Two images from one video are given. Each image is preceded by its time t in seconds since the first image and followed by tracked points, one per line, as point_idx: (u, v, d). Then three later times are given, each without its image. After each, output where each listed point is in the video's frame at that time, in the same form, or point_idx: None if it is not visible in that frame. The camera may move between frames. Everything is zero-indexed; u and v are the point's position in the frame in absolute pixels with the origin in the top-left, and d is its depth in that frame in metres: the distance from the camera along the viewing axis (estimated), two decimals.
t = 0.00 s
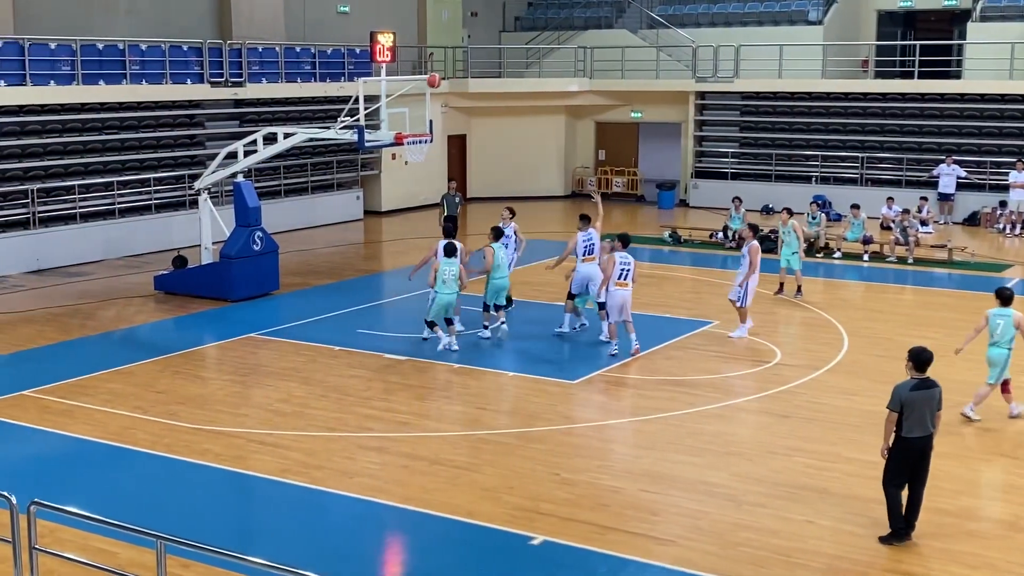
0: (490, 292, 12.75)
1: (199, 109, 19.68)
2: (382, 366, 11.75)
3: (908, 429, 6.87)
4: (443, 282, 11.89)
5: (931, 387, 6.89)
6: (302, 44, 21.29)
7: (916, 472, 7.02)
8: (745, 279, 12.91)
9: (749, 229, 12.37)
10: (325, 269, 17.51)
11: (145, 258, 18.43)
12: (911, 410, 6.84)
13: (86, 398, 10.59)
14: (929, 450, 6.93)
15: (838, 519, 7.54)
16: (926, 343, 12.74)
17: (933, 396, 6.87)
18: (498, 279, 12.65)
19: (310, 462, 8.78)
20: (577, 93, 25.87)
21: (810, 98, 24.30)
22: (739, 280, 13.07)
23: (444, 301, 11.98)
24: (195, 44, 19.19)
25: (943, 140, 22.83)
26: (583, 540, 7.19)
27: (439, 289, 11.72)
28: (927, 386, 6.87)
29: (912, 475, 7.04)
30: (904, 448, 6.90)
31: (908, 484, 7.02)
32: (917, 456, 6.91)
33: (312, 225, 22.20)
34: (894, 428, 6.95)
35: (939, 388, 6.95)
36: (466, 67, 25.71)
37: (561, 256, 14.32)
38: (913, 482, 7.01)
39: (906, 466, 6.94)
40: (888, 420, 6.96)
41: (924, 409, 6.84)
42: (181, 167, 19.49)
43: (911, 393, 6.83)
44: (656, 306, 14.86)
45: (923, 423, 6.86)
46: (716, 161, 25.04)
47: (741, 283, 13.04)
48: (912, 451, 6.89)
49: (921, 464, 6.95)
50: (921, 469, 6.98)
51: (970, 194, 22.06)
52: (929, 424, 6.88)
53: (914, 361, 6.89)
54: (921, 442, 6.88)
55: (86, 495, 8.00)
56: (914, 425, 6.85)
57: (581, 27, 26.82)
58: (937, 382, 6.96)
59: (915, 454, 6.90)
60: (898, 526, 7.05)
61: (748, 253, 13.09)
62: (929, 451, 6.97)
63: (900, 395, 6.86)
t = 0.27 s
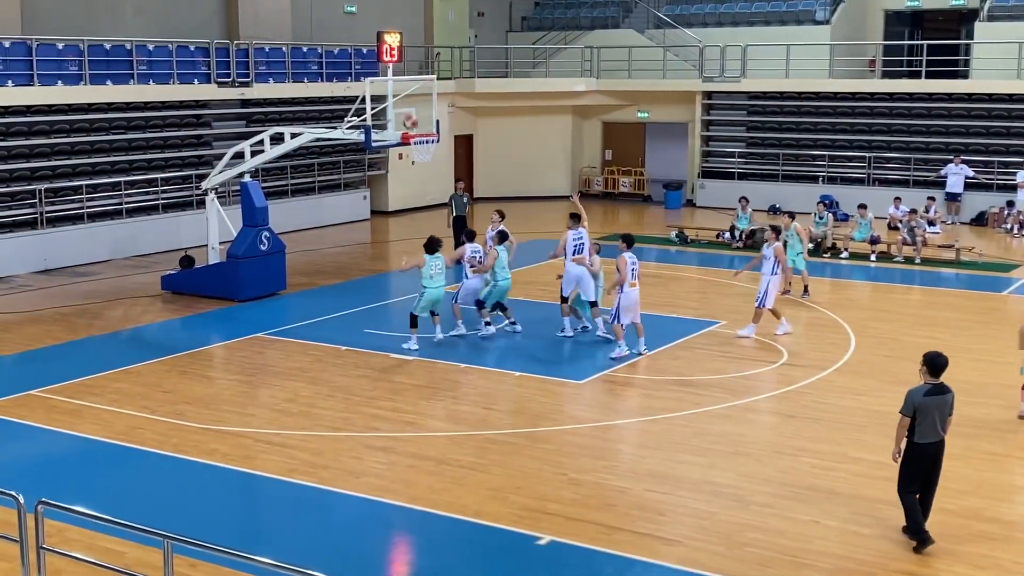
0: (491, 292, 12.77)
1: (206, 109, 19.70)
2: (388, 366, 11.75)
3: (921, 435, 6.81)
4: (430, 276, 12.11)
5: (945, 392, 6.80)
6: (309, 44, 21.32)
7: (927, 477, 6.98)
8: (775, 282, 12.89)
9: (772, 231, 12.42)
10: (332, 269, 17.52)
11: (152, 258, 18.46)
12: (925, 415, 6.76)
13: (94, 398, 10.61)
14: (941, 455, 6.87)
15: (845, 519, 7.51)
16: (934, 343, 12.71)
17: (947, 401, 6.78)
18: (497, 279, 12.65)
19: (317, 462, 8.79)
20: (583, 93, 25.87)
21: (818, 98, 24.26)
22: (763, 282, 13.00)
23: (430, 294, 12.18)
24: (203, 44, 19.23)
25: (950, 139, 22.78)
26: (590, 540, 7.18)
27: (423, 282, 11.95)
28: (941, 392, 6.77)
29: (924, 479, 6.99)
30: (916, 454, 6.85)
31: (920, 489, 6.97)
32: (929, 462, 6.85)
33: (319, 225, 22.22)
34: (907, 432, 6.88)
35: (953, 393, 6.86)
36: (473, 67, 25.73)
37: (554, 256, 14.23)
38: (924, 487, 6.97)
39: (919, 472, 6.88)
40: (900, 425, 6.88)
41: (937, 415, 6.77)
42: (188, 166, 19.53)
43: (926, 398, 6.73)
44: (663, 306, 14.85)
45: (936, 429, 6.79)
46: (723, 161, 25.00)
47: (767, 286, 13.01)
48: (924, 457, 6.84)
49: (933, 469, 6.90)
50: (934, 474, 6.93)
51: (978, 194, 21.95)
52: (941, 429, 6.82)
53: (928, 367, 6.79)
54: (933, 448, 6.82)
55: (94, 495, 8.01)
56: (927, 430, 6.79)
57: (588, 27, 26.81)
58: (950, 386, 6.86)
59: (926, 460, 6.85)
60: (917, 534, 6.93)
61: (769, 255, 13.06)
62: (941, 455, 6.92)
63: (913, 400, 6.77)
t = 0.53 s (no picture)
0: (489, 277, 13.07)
1: (210, 109, 19.72)
2: (392, 366, 11.76)
3: (934, 440, 6.73)
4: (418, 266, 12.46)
5: (957, 396, 6.69)
6: (312, 44, 21.33)
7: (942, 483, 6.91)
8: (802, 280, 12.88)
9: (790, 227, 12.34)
10: (336, 269, 17.53)
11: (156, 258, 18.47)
12: (937, 420, 6.68)
13: (98, 398, 10.62)
14: (953, 460, 6.79)
15: (849, 519, 7.51)
16: (938, 343, 12.69)
17: (960, 406, 6.68)
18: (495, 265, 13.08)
19: (320, 462, 8.79)
20: (587, 93, 25.87)
21: (822, 98, 24.24)
22: (788, 280, 12.95)
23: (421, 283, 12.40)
24: (207, 44, 19.25)
25: (955, 139, 22.74)
26: (593, 540, 7.18)
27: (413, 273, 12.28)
28: (953, 397, 6.66)
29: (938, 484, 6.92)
30: (928, 459, 6.79)
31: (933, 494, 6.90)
32: (942, 467, 6.78)
33: (324, 225, 22.24)
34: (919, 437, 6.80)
35: (965, 397, 6.75)
36: (477, 66, 25.73)
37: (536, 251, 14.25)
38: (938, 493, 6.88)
39: (931, 476, 6.83)
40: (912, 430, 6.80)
41: (950, 420, 6.68)
42: (192, 166, 19.54)
43: (937, 403, 6.64)
44: (666, 307, 14.84)
45: (948, 434, 6.70)
46: (727, 161, 24.98)
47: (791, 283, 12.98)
48: (937, 462, 6.76)
49: (946, 475, 6.82)
50: (947, 480, 6.86)
51: (982, 194, 21.98)
52: (954, 435, 6.72)
53: (940, 371, 6.66)
54: (946, 454, 6.74)
55: (98, 495, 8.02)
56: (940, 435, 6.70)
57: (592, 27, 26.80)
58: (964, 391, 6.75)
59: (938, 466, 6.78)
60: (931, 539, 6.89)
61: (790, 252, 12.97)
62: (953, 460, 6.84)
63: (925, 404, 6.69)
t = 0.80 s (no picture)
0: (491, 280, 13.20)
1: (211, 109, 19.71)
2: (393, 366, 11.76)
3: (947, 444, 6.59)
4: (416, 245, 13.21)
5: (972, 399, 6.58)
6: (314, 44, 21.33)
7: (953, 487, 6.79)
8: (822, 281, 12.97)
9: (811, 232, 12.19)
10: (337, 269, 17.54)
11: (157, 258, 18.48)
12: (951, 423, 6.55)
13: (99, 398, 10.62)
14: (966, 464, 6.67)
15: (850, 519, 7.51)
16: (939, 343, 12.68)
17: (974, 409, 6.56)
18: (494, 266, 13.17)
19: (322, 462, 8.79)
20: (589, 93, 25.87)
21: (823, 97, 24.23)
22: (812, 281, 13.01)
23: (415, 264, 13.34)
24: (208, 44, 19.25)
25: (956, 139, 22.73)
26: (595, 540, 7.17)
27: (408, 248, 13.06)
28: (968, 400, 6.55)
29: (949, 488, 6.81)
30: (940, 463, 6.66)
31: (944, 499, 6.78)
32: (955, 471, 6.65)
33: (325, 225, 22.25)
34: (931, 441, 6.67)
35: (979, 400, 6.63)
36: (478, 66, 25.73)
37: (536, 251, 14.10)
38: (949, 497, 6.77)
39: (942, 481, 6.69)
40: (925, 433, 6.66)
41: (964, 423, 6.54)
42: (193, 167, 19.54)
43: (952, 405, 6.52)
44: (666, 307, 14.83)
45: (962, 438, 6.57)
46: (728, 161, 24.98)
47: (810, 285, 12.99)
48: (950, 466, 6.64)
49: (957, 479, 6.70)
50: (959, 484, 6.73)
51: (984, 194, 21.97)
52: (969, 439, 6.60)
53: (955, 373, 6.53)
54: (959, 458, 6.62)
55: (99, 495, 8.02)
56: (954, 439, 6.57)
57: (593, 27, 26.79)
58: (978, 394, 6.64)
59: (952, 470, 6.65)
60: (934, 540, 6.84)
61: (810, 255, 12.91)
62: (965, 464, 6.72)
63: (940, 407, 6.56)
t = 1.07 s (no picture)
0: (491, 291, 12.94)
1: (210, 109, 19.71)
2: (392, 366, 11.75)
3: (967, 452, 6.44)
4: (408, 267, 12.98)
5: (992, 407, 6.45)
6: (313, 44, 21.34)
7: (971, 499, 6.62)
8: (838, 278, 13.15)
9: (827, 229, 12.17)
10: (336, 269, 17.53)
11: (156, 258, 18.47)
12: (971, 432, 6.40)
13: (98, 398, 10.62)
14: (987, 474, 6.51)
15: (850, 519, 7.51)
16: (937, 343, 12.68)
17: (994, 417, 6.43)
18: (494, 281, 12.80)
19: (321, 462, 8.79)
20: (588, 93, 25.86)
21: (822, 97, 24.24)
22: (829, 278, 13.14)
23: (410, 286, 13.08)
24: (207, 44, 19.25)
25: (955, 138, 22.74)
26: (595, 540, 7.17)
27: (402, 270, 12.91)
28: (988, 408, 6.42)
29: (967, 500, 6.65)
30: (960, 473, 6.49)
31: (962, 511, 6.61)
32: (977, 481, 6.48)
33: (323, 226, 22.24)
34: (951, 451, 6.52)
35: (998, 408, 6.51)
36: (477, 66, 25.74)
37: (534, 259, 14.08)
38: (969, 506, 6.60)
39: (962, 489, 6.53)
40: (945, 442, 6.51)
41: (985, 431, 6.41)
42: (192, 167, 19.53)
43: (973, 414, 6.38)
44: (665, 307, 14.83)
45: (982, 447, 6.43)
46: (727, 160, 25.00)
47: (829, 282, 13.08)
48: (972, 476, 6.47)
49: (978, 490, 6.54)
50: (979, 495, 6.57)
51: (983, 194, 21.97)
52: (989, 448, 6.46)
53: (975, 381, 6.40)
54: (980, 467, 6.47)
55: (99, 495, 8.01)
56: (977, 447, 6.42)
57: (592, 27, 26.79)
58: (997, 403, 6.51)
59: (972, 480, 6.49)
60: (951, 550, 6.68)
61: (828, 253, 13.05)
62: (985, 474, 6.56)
63: (960, 415, 6.41)
